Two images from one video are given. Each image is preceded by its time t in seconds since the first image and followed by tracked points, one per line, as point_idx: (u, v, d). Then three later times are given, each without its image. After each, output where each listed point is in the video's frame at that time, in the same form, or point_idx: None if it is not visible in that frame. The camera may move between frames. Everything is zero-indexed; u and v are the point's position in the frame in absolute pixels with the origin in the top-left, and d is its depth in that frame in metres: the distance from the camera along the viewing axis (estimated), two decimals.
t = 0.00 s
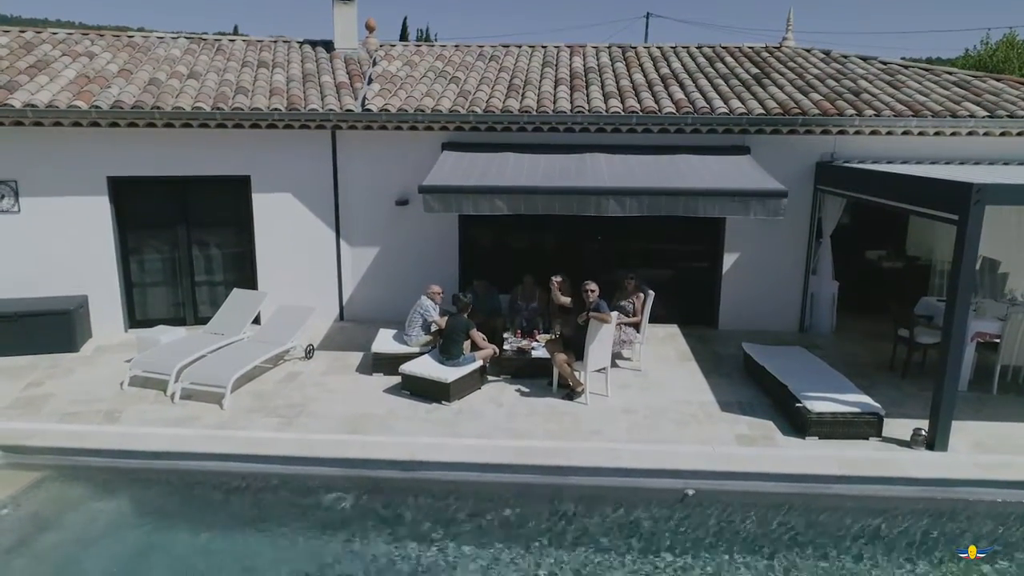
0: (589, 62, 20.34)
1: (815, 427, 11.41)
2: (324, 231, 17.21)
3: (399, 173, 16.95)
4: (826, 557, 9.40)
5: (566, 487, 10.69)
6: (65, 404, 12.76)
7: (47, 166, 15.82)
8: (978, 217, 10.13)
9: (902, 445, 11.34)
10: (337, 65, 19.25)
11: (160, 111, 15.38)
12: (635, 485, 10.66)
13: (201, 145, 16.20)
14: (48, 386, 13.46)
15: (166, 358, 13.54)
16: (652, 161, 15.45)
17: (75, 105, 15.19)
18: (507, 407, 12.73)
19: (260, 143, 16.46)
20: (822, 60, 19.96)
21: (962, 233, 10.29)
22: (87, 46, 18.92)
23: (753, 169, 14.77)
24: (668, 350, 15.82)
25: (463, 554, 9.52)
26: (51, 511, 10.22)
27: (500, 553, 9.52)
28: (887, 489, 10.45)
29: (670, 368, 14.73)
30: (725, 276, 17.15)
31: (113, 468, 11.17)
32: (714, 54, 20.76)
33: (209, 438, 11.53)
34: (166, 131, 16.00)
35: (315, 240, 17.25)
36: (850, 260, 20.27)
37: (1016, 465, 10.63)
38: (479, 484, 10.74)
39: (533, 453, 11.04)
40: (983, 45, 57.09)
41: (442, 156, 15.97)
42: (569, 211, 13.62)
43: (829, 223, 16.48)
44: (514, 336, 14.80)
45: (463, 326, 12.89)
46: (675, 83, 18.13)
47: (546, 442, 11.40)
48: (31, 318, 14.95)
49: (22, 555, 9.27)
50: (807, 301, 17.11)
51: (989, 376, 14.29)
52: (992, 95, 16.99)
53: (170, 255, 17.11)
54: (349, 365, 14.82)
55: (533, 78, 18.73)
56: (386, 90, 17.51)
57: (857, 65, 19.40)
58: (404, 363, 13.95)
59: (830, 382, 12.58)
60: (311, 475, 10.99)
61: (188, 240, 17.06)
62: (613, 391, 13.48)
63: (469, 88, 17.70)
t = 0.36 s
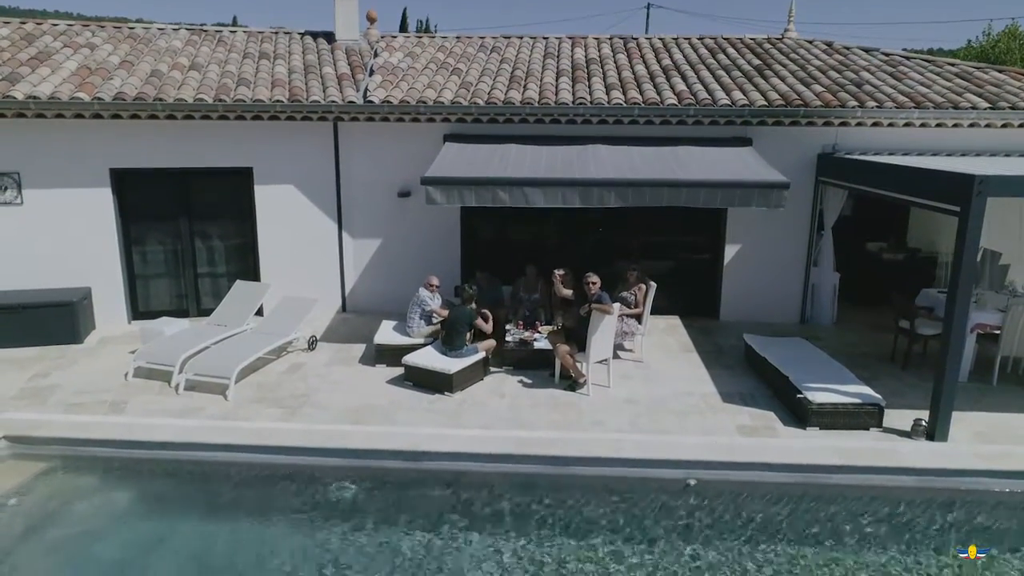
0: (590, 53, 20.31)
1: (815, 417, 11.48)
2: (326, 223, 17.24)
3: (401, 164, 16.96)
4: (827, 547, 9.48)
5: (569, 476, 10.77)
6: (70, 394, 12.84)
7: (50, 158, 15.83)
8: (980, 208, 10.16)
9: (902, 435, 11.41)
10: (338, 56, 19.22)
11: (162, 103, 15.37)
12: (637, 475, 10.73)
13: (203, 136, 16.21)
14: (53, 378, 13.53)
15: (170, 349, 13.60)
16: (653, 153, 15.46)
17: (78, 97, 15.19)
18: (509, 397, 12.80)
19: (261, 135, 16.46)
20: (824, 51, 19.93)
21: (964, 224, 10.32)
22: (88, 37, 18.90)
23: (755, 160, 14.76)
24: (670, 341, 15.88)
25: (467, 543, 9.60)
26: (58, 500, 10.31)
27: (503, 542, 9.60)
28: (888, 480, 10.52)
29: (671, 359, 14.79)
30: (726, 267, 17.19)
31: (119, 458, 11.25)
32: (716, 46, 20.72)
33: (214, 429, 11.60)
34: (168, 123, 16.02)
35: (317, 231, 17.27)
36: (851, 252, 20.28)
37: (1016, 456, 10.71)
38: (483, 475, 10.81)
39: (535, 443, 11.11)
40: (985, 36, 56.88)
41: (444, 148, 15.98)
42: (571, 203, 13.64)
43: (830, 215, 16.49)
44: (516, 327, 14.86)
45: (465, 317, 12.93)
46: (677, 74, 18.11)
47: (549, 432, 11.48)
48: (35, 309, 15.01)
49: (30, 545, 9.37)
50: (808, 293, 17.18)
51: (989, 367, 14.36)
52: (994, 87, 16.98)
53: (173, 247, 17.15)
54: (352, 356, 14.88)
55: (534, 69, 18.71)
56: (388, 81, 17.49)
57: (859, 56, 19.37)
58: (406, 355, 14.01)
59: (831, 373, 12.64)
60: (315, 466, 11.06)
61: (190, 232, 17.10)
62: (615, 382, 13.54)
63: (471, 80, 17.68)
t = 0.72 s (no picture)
0: (591, 45, 20.22)
1: (815, 410, 11.48)
2: (326, 216, 17.21)
3: (400, 157, 16.92)
4: (824, 540, 9.51)
5: (569, 469, 10.79)
6: (70, 387, 12.85)
7: (48, 151, 15.79)
8: (981, 201, 10.14)
9: (902, 428, 11.42)
10: (337, 48, 19.13)
11: (161, 95, 15.31)
12: (636, 469, 10.74)
13: (202, 129, 16.16)
14: (52, 371, 13.53)
15: (169, 342, 13.60)
16: (653, 145, 15.42)
17: (76, 89, 15.13)
18: (509, 390, 12.81)
19: (261, 127, 16.41)
20: (825, 43, 19.84)
21: (964, 217, 10.30)
22: (86, 29, 18.80)
23: (755, 153, 14.72)
24: (669, 334, 15.88)
25: (467, 536, 9.63)
26: (59, 494, 10.33)
27: (503, 535, 9.63)
28: (887, 473, 10.55)
29: (671, 351, 14.79)
30: (726, 260, 17.17)
31: (120, 451, 11.27)
32: (716, 37, 20.63)
33: (214, 422, 11.61)
34: (166, 115, 15.96)
35: (316, 224, 17.24)
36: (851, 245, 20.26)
37: (1015, 449, 10.73)
38: (483, 468, 10.83)
39: (535, 436, 11.12)
40: (987, 28, 56.63)
41: (443, 140, 15.93)
42: (571, 196, 13.61)
43: (830, 206, 16.58)
44: (516, 320, 14.88)
45: (465, 310, 12.91)
46: (678, 66, 18.04)
47: (548, 425, 11.49)
48: (35, 303, 15.00)
49: (30, 539, 9.40)
50: (807, 286, 17.15)
51: (989, 360, 14.37)
52: (996, 79, 16.91)
53: (172, 240, 17.12)
54: (351, 349, 14.88)
55: (534, 61, 18.63)
56: (387, 73, 17.42)
57: (860, 48, 19.29)
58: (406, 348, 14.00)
59: (830, 366, 12.64)
60: (315, 459, 11.08)
61: (189, 225, 17.06)
62: (615, 375, 13.55)
63: (470, 72, 17.61)
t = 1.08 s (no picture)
0: (591, 36, 20.06)
1: (816, 405, 11.43)
2: (325, 208, 17.12)
3: (399, 150, 16.82)
4: (825, 536, 9.48)
5: (569, 464, 10.73)
6: (68, 382, 12.80)
7: (45, 144, 15.68)
8: (984, 194, 10.04)
9: (903, 423, 11.35)
10: (336, 40, 18.97)
11: (158, 87, 15.18)
12: (636, 464, 10.68)
13: (200, 121, 16.05)
14: (50, 365, 13.48)
15: (168, 337, 13.54)
16: (654, 138, 15.31)
17: (72, 81, 15.01)
18: (509, 385, 12.75)
19: (259, 120, 16.30)
20: (827, 34, 19.68)
21: (968, 211, 10.21)
22: (83, 21, 18.65)
23: (757, 146, 14.60)
24: (670, 328, 15.81)
25: (467, 532, 9.59)
26: (57, 489, 10.29)
27: (501, 531, 9.60)
28: (888, 468, 10.49)
29: (672, 345, 14.72)
30: (727, 254, 17.09)
31: (118, 446, 11.23)
32: (718, 29, 20.47)
33: (213, 417, 11.56)
34: (164, 107, 15.84)
35: (315, 217, 17.14)
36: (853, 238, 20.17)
37: (1017, 444, 10.67)
38: (482, 463, 10.78)
39: (535, 431, 11.07)
40: (990, 19, 56.30)
41: (442, 133, 15.82)
42: (571, 189, 13.51)
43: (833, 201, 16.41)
44: (516, 314, 14.72)
45: (464, 304, 12.85)
46: (679, 58, 17.89)
47: (549, 420, 11.43)
48: (33, 296, 14.93)
49: (28, 534, 9.37)
50: (809, 279, 17.06)
51: (991, 354, 14.31)
52: (1000, 71, 16.77)
53: (170, 233, 17.04)
54: (351, 343, 14.82)
55: (534, 52, 18.49)
56: (386, 65, 17.28)
57: (862, 40, 19.13)
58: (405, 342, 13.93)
59: (832, 361, 12.58)
60: (314, 454, 11.03)
61: (188, 218, 16.96)
62: (615, 369, 13.49)
63: (470, 63, 17.47)
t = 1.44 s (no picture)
0: (593, 27, 19.83)
1: (821, 402, 11.31)
2: (325, 202, 16.95)
3: (399, 143, 16.64)
4: (829, 535, 9.37)
5: (572, 462, 10.61)
6: (65, 378, 12.67)
7: (41, 137, 15.51)
8: (993, 189, 9.89)
9: (909, 420, 11.24)
10: (335, 31, 18.75)
11: (155, 79, 15.00)
12: (639, 462, 10.55)
13: (197, 114, 15.87)
14: (47, 361, 13.35)
15: (166, 332, 13.41)
16: (657, 131, 15.13)
17: (68, 74, 14.82)
18: (510, 381, 12.64)
19: (257, 113, 16.12)
20: (832, 26, 19.45)
21: (976, 206, 10.06)
22: (79, 12, 18.43)
23: (762, 139, 14.43)
24: (673, 323, 15.67)
25: (468, 530, 9.48)
26: (54, 487, 10.18)
27: (503, 530, 9.48)
28: (894, 466, 10.38)
29: (675, 341, 14.59)
30: (730, 248, 16.93)
31: (115, 444, 11.11)
32: (721, 20, 20.24)
33: (211, 414, 11.44)
34: (161, 100, 15.66)
35: (315, 210, 16.98)
36: (856, 231, 20.01)
37: None
38: (483, 460, 10.66)
39: (537, 428, 10.95)
40: (993, 10, 55.87)
41: (443, 126, 15.65)
42: (573, 183, 13.34)
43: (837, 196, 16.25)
44: (517, 309, 14.55)
45: (465, 300, 12.73)
46: (682, 50, 17.68)
47: (550, 417, 11.31)
48: (29, 291, 14.78)
49: (24, 534, 9.26)
50: (812, 274, 16.91)
51: (997, 350, 14.17)
52: (1007, 63, 16.57)
53: (169, 227, 16.88)
54: (351, 338, 14.68)
55: (535, 44, 18.27)
56: (386, 57, 17.08)
57: (867, 31, 18.91)
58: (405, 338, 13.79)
59: (836, 357, 12.45)
60: (314, 451, 10.91)
61: (186, 212, 16.81)
62: (618, 365, 13.37)
63: (471, 55, 17.27)
